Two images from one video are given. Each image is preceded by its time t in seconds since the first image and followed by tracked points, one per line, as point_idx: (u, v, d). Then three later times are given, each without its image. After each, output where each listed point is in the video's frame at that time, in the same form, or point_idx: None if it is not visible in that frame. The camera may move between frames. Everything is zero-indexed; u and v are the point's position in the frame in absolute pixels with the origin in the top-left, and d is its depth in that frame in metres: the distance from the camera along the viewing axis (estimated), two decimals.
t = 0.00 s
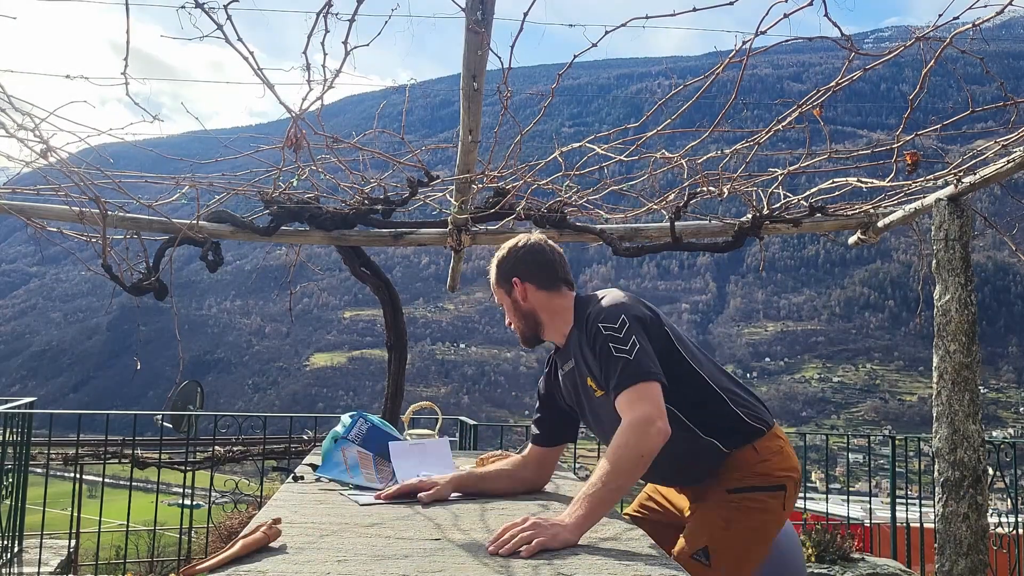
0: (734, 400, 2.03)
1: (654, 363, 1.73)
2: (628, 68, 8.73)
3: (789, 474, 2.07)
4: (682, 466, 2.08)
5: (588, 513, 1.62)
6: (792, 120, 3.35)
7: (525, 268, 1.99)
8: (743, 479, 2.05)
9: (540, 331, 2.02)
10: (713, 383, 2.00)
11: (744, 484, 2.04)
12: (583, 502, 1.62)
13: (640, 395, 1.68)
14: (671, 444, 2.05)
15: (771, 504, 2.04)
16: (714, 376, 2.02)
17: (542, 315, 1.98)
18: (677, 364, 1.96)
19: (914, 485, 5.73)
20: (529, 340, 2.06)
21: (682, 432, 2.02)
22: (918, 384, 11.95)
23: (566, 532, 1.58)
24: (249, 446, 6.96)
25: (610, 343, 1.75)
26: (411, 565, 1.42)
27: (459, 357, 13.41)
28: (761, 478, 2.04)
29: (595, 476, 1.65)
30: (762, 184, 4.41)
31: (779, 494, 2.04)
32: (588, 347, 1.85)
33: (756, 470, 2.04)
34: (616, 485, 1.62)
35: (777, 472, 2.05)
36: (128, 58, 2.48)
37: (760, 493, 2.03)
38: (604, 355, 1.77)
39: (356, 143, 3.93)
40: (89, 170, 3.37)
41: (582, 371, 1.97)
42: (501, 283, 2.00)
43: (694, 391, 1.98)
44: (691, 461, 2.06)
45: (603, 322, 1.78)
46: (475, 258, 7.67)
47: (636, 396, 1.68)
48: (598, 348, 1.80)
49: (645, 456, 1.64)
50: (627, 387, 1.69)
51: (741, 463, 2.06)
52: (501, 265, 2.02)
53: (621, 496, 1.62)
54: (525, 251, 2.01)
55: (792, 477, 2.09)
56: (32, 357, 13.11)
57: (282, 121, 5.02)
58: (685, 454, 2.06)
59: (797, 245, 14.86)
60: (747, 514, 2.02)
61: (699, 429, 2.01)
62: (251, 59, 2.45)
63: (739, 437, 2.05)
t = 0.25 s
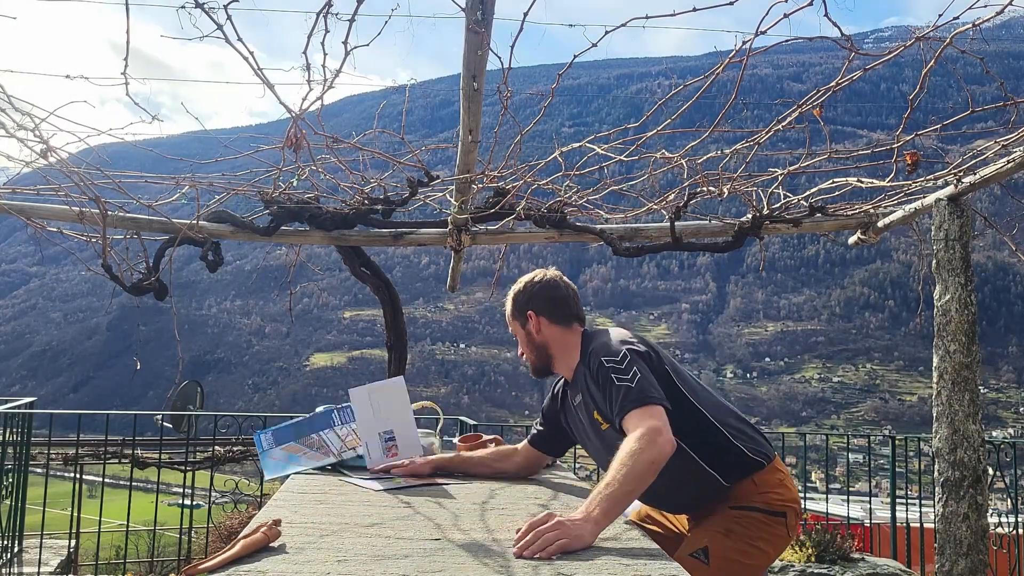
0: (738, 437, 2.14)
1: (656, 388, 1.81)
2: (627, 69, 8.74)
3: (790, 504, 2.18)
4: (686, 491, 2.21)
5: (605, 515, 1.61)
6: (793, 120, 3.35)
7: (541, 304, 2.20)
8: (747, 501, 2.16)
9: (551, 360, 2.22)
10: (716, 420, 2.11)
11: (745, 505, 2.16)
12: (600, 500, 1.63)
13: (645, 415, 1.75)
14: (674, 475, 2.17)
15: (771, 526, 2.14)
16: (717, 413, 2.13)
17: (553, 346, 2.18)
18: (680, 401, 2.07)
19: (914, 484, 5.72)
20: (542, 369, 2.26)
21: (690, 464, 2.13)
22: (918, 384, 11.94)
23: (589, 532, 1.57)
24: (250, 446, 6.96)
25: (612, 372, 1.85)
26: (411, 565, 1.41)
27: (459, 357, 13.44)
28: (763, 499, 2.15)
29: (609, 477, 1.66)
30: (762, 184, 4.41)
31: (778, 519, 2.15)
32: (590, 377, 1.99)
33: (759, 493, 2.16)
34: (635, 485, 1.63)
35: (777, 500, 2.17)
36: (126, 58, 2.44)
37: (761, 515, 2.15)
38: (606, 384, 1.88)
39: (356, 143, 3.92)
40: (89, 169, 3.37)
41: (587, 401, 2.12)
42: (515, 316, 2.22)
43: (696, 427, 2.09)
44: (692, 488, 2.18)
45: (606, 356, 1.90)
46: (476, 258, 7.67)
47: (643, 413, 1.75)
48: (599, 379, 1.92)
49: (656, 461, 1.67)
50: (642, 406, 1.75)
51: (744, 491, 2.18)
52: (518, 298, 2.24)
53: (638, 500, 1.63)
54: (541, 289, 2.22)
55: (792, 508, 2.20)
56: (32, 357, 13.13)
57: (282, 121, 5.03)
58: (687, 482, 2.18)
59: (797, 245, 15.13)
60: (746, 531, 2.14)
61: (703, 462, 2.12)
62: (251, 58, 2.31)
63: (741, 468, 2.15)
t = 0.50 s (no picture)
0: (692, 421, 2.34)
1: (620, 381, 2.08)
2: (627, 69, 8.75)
3: (749, 477, 2.35)
4: (651, 473, 2.40)
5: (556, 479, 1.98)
6: (792, 120, 3.35)
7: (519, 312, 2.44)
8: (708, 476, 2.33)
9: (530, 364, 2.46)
10: (670, 407, 2.32)
11: (705, 479, 2.34)
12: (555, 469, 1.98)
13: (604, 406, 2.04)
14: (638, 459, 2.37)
15: (733, 497, 2.30)
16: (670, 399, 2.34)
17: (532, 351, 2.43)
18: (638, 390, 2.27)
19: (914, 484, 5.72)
20: (520, 373, 2.50)
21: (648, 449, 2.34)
22: (918, 384, 11.93)
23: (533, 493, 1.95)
24: (250, 446, 6.96)
25: (580, 368, 2.13)
26: (411, 565, 1.41)
27: (459, 357, 13.45)
28: (720, 471, 2.33)
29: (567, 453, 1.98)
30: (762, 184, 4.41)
31: (739, 491, 2.32)
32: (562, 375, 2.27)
33: (717, 467, 2.34)
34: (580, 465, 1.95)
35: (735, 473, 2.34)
36: (127, 57, 2.46)
37: (721, 488, 2.31)
38: (575, 377, 2.17)
39: (356, 142, 3.92)
40: (89, 169, 3.37)
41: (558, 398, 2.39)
42: (499, 323, 2.45)
43: (651, 415, 2.29)
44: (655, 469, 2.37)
45: (573, 354, 2.18)
46: (476, 258, 7.66)
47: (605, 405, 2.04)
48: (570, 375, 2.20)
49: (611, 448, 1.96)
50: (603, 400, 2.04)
51: (703, 469, 2.36)
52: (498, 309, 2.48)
53: (590, 471, 1.96)
54: (519, 299, 2.46)
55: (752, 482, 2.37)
56: (32, 357, 13.12)
57: (282, 121, 5.02)
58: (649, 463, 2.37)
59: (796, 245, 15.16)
60: (710, 503, 2.28)
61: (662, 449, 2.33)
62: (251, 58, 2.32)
63: (698, 447, 2.35)
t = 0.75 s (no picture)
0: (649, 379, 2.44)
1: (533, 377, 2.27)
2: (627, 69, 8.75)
3: (716, 422, 2.41)
4: (627, 437, 2.47)
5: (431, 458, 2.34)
6: (793, 120, 3.35)
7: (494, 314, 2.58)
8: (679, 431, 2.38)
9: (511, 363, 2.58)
10: (628, 374, 2.42)
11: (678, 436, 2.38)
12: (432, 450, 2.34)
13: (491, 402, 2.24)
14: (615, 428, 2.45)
15: (709, 447, 2.35)
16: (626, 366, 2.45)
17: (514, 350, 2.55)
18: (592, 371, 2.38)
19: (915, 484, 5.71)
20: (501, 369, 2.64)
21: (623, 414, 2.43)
22: (918, 384, 11.92)
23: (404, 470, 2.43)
24: (250, 446, 6.96)
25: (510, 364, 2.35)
26: (411, 565, 1.41)
27: (459, 357, 13.46)
28: (689, 426, 2.37)
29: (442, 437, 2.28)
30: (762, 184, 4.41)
31: (711, 438, 2.37)
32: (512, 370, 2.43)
33: (685, 422, 2.39)
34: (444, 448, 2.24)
35: (702, 422, 2.40)
36: (127, 57, 2.46)
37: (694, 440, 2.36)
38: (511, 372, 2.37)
39: (356, 142, 3.92)
40: (89, 169, 3.37)
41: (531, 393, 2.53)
42: (487, 320, 2.57)
43: (614, 387, 2.39)
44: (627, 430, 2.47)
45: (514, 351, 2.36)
46: (476, 258, 7.67)
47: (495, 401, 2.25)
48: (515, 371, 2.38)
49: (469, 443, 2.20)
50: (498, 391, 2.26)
51: (673, 423, 2.41)
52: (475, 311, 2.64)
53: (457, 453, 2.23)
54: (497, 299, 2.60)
55: (722, 424, 2.42)
56: (32, 357, 13.12)
57: (282, 121, 5.02)
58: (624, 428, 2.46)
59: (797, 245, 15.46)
60: (691, 460, 2.32)
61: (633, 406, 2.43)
62: (252, 58, 2.36)
63: (661, 401, 2.43)
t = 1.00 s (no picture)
0: (616, 371, 2.25)
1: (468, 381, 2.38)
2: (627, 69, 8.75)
3: (694, 401, 2.20)
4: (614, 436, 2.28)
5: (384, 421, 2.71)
6: (793, 120, 3.35)
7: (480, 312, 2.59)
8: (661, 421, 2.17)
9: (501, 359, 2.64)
10: (592, 371, 2.24)
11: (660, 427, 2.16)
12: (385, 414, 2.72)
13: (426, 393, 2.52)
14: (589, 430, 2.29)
15: (694, 430, 2.15)
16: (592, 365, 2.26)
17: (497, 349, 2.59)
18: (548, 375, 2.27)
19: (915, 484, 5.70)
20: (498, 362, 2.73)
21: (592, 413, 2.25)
22: (918, 384, 11.91)
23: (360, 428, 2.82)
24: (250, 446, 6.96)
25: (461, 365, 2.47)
26: (411, 565, 1.41)
27: (459, 357, 13.47)
28: (668, 413, 2.16)
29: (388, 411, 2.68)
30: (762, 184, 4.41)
31: (694, 420, 2.17)
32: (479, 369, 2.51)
33: (662, 410, 2.18)
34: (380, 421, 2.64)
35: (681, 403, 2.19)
36: (128, 59, 2.47)
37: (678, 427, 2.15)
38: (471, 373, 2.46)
39: (356, 143, 3.92)
40: (89, 169, 3.37)
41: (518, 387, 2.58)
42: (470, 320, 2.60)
43: (578, 386, 2.25)
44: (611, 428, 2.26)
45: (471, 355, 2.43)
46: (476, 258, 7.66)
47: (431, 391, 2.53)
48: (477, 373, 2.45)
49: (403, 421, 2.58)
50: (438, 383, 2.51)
51: (653, 413, 2.19)
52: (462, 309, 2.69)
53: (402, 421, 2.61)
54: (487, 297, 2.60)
55: (699, 400, 2.22)
56: (32, 357, 13.12)
57: (282, 121, 5.03)
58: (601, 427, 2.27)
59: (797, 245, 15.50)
60: (683, 450, 2.12)
61: (600, 403, 2.23)
62: (251, 58, 2.40)
63: (633, 392, 2.22)
